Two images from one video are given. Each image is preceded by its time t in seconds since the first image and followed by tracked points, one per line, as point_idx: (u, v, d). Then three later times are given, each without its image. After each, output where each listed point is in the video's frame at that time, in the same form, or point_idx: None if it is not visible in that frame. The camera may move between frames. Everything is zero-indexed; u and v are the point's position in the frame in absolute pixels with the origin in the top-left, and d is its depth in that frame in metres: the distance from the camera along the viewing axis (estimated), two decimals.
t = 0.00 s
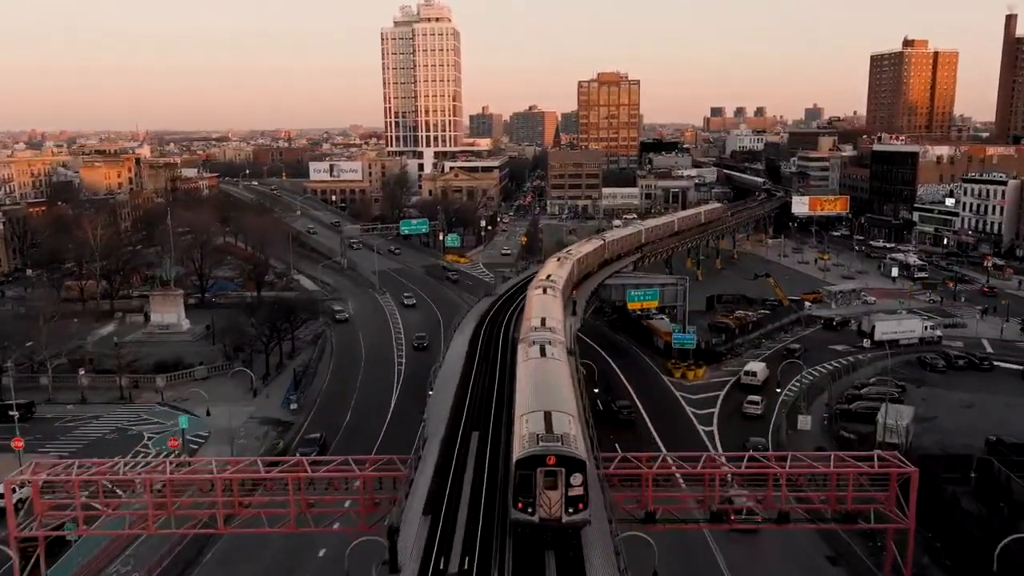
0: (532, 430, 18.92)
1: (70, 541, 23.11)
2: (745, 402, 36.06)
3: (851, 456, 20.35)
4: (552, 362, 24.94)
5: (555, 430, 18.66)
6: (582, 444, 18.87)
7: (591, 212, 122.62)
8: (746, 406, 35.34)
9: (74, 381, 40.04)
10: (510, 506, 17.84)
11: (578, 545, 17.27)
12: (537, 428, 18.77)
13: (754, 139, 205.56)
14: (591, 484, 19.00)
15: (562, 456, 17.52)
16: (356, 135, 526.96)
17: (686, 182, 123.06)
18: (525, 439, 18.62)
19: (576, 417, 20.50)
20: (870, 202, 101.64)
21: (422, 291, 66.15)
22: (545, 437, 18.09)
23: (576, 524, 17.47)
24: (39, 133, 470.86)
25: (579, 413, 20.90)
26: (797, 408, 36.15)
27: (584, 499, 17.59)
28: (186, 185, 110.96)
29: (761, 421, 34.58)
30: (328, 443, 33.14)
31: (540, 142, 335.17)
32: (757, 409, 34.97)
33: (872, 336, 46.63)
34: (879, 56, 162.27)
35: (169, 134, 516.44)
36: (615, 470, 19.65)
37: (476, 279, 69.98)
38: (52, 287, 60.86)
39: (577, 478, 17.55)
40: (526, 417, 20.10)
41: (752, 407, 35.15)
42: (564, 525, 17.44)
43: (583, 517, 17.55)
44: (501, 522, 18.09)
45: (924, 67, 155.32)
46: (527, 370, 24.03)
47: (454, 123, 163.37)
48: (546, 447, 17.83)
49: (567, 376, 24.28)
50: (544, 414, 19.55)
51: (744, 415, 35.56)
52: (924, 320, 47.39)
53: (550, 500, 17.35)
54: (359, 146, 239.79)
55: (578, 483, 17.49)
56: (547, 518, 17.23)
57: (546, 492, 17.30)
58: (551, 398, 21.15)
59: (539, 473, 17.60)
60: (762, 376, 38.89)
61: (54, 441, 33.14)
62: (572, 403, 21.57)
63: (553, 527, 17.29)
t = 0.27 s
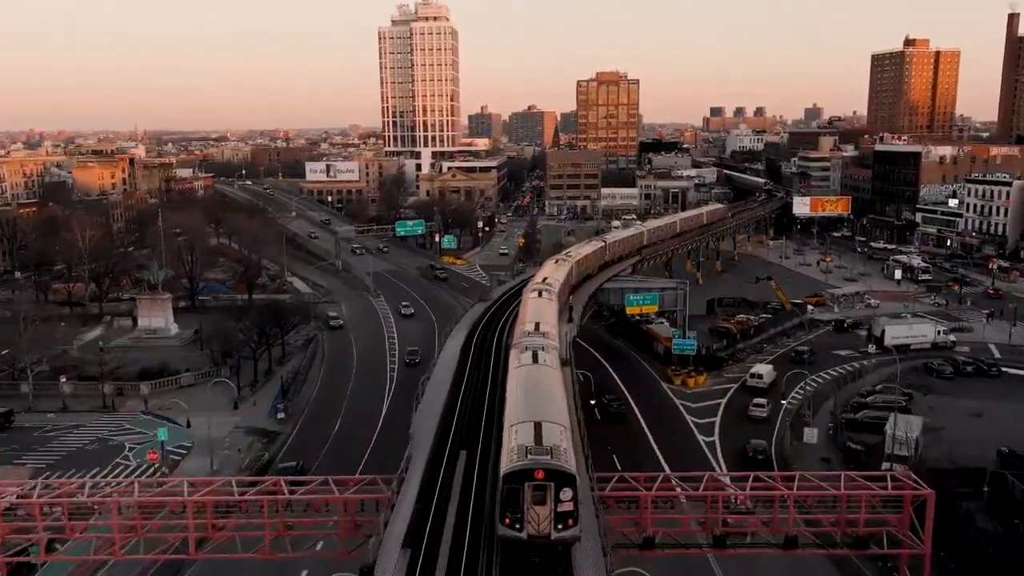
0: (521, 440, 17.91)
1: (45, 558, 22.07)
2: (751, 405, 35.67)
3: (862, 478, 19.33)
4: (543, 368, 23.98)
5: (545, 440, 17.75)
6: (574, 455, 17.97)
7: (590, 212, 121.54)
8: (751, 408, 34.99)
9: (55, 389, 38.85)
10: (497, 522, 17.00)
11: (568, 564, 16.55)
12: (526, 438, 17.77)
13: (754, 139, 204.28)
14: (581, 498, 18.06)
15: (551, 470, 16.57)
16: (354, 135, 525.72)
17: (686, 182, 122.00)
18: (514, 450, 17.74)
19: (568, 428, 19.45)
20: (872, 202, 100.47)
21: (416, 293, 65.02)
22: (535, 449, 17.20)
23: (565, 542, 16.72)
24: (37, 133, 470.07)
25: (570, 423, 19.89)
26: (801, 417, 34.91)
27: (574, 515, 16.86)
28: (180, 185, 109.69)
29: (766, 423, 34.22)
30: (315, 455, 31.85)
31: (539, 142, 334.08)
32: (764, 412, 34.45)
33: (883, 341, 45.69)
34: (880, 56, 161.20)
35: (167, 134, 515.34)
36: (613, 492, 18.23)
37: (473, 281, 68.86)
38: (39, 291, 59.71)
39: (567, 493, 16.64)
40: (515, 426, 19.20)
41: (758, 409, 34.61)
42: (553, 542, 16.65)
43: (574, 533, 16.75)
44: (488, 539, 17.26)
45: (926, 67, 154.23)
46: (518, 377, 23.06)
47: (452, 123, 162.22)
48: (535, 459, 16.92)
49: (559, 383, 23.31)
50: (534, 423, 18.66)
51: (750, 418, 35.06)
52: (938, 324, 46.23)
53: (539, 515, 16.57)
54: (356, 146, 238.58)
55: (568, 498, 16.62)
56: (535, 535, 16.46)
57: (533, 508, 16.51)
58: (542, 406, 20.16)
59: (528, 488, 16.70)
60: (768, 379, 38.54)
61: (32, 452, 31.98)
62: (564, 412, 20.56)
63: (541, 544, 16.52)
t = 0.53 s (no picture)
0: (506, 453, 17.46)
1: None
2: (756, 407, 35.36)
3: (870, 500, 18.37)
4: (533, 376, 23.39)
5: (534, 454, 17.24)
6: (563, 469, 17.47)
7: (589, 213, 120.39)
8: (757, 411, 34.68)
9: (36, 397, 37.71)
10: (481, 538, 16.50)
11: None
12: (513, 451, 17.32)
13: (754, 139, 202.95)
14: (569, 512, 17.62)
15: (537, 486, 16.17)
16: (353, 135, 524.48)
17: (686, 183, 120.81)
18: (500, 464, 17.24)
19: (557, 438, 19.00)
20: (874, 203, 99.33)
21: (410, 295, 63.99)
22: (522, 464, 16.68)
23: (552, 559, 16.22)
24: (35, 133, 468.79)
25: (560, 434, 19.42)
26: (804, 427, 33.79)
27: (561, 532, 16.32)
28: (174, 186, 108.33)
29: (770, 426, 33.92)
30: (301, 465, 30.67)
31: (539, 143, 332.99)
32: (769, 415, 34.17)
33: (891, 346, 44.39)
34: (881, 55, 159.89)
35: (165, 134, 514.01)
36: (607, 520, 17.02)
37: (469, 284, 67.82)
38: (25, 295, 58.54)
39: (554, 509, 16.25)
40: (503, 437, 18.67)
41: (764, 412, 34.35)
42: (539, 558, 16.18)
43: (561, 552, 16.28)
44: (473, 554, 16.74)
45: (927, 66, 153.09)
46: (507, 386, 22.47)
47: (449, 123, 160.95)
48: (521, 474, 16.42)
49: (549, 391, 22.76)
50: (522, 434, 18.20)
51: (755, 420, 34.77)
52: (951, 328, 45.12)
53: (524, 532, 16.11)
54: (354, 147, 237.13)
55: (554, 514, 16.23)
56: (519, 553, 15.99)
57: (519, 524, 16.06)
58: (531, 416, 19.68)
59: (514, 504, 16.21)
60: (775, 381, 38.23)
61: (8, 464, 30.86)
62: (553, 423, 20.06)
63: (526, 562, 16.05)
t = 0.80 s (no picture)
0: (490, 468, 17.04)
1: None
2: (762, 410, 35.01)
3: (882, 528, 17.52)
4: (522, 385, 22.99)
5: (517, 469, 16.74)
6: (547, 484, 16.95)
7: (587, 214, 119.29)
8: (762, 414, 34.37)
9: (16, 406, 36.63)
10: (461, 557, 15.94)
11: None
12: (496, 466, 16.91)
13: (754, 139, 201.79)
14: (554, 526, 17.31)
15: (520, 503, 15.60)
16: (352, 134, 523.58)
17: (685, 183, 119.70)
18: (483, 479, 16.70)
19: (543, 452, 18.63)
20: (875, 204, 98.22)
21: (404, 298, 62.96)
22: (505, 479, 16.17)
23: None
24: (33, 133, 467.40)
25: (548, 446, 19.20)
26: (806, 437, 32.73)
27: (547, 550, 15.67)
28: (168, 187, 107.16)
29: (775, 429, 33.57)
30: (286, 479, 29.75)
31: (537, 143, 331.73)
32: (775, 418, 33.82)
33: (901, 350, 43.40)
34: (881, 54, 158.78)
35: (162, 134, 512.53)
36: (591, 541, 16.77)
37: (464, 286, 66.75)
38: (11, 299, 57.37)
39: (538, 527, 15.64)
40: (487, 450, 18.26)
41: (769, 415, 34.00)
42: None
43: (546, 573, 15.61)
44: None
45: (929, 65, 151.94)
46: (494, 394, 22.08)
47: (447, 123, 159.78)
48: (504, 490, 15.89)
49: (539, 399, 22.36)
50: (506, 448, 17.81)
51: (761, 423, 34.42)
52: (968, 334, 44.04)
53: (507, 551, 15.51)
54: (352, 147, 235.90)
55: (538, 532, 15.62)
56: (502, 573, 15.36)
57: (501, 543, 15.49)
58: (518, 428, 19.37)
59: (496, 521, 15.67)
60: (782, 384, 37.85)
61: None
62: (541, 435, 19.74)
63: None
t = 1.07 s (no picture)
0: (470, 485, 16.26)
1: None
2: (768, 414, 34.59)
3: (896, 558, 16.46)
4: (509, 394, 22.34)
5: (499, 486, 15.96)
6: (530, 500, 16.23)
7: (585, 215, 118.20)
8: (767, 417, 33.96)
9: None
10: None
11: None
12: (477, 482, 16.13)
13: (754, 139, 200.76)
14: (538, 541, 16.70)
15: (501, 523, 14.78)
16: (351, 134, 522.33)
17: (685, 184, 118.60)
18: (463, 495, 15.91)
19: (528, 466, 17.99)
20: (876, 205, 97.18)
21: (397, 300, 61.86)
22: (486, 497, 15.36)
23: None
24: (31, 133, 466.32)
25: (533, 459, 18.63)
26: (810, 449, 31.53)
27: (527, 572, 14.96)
28: (162, 188, 106.06)
29: (781, 433, 33.10)
30: (269, 492, 28.67)
31: (536, 143, 330.61)
32: (781, 422, 33.38)
33: (910, 355, 42.31)
34: (882, 54, 157.70)
35: (160, 134, 511.40)
36: (575, 558, 16.38)
37: (459, 289, 65.60)
38: None
39: (519, 547, 14.87)
40: (470, 464, 17.55)
41: (775, 418, 33.57)
42: None
43: None
44: None
45: (929, 65, 150.94)
46: (480, 404, 21.51)
47: (445, 123, 158.69)
48: (484, 508, 15.06)
49: (527, 409, 21.70)
50: (488, 463, 17.09)
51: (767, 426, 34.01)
52: (979, 339, 42.86)
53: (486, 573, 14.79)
54: (350, 147, 234.70)
55: (519, 553, 14.87)
56: None
57: (480, 563, 14.82)
58: (503, 440, 18.76)
59: (475, 542, 14.88)
60: (788, 387, 37.43)
61: None
62: (527, 447, 19.13)
63: None
